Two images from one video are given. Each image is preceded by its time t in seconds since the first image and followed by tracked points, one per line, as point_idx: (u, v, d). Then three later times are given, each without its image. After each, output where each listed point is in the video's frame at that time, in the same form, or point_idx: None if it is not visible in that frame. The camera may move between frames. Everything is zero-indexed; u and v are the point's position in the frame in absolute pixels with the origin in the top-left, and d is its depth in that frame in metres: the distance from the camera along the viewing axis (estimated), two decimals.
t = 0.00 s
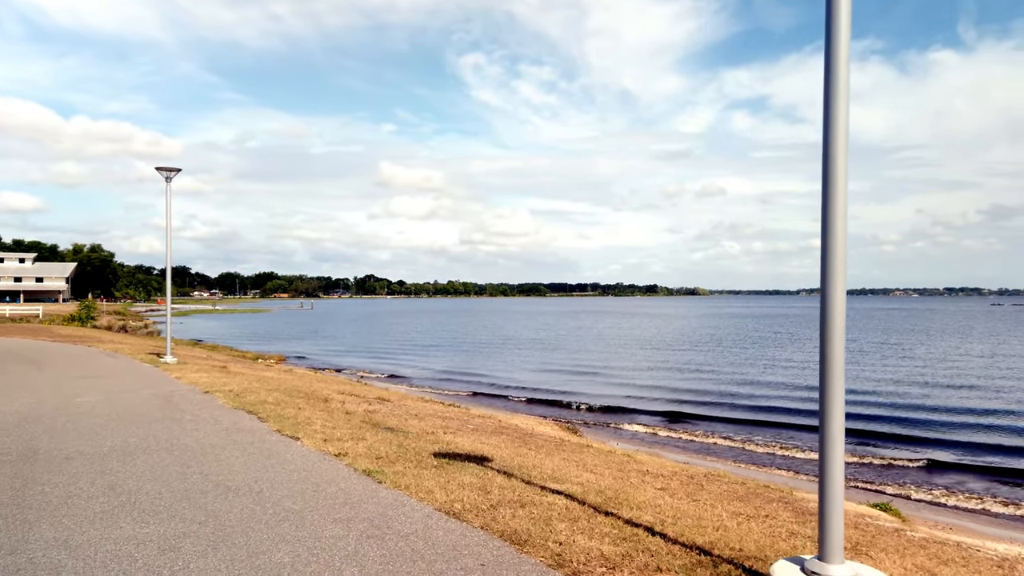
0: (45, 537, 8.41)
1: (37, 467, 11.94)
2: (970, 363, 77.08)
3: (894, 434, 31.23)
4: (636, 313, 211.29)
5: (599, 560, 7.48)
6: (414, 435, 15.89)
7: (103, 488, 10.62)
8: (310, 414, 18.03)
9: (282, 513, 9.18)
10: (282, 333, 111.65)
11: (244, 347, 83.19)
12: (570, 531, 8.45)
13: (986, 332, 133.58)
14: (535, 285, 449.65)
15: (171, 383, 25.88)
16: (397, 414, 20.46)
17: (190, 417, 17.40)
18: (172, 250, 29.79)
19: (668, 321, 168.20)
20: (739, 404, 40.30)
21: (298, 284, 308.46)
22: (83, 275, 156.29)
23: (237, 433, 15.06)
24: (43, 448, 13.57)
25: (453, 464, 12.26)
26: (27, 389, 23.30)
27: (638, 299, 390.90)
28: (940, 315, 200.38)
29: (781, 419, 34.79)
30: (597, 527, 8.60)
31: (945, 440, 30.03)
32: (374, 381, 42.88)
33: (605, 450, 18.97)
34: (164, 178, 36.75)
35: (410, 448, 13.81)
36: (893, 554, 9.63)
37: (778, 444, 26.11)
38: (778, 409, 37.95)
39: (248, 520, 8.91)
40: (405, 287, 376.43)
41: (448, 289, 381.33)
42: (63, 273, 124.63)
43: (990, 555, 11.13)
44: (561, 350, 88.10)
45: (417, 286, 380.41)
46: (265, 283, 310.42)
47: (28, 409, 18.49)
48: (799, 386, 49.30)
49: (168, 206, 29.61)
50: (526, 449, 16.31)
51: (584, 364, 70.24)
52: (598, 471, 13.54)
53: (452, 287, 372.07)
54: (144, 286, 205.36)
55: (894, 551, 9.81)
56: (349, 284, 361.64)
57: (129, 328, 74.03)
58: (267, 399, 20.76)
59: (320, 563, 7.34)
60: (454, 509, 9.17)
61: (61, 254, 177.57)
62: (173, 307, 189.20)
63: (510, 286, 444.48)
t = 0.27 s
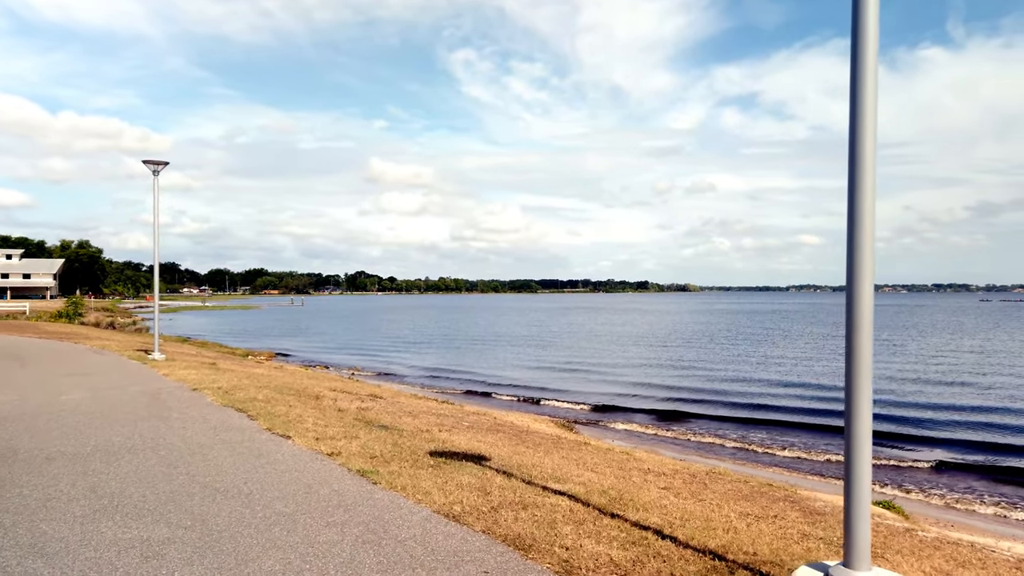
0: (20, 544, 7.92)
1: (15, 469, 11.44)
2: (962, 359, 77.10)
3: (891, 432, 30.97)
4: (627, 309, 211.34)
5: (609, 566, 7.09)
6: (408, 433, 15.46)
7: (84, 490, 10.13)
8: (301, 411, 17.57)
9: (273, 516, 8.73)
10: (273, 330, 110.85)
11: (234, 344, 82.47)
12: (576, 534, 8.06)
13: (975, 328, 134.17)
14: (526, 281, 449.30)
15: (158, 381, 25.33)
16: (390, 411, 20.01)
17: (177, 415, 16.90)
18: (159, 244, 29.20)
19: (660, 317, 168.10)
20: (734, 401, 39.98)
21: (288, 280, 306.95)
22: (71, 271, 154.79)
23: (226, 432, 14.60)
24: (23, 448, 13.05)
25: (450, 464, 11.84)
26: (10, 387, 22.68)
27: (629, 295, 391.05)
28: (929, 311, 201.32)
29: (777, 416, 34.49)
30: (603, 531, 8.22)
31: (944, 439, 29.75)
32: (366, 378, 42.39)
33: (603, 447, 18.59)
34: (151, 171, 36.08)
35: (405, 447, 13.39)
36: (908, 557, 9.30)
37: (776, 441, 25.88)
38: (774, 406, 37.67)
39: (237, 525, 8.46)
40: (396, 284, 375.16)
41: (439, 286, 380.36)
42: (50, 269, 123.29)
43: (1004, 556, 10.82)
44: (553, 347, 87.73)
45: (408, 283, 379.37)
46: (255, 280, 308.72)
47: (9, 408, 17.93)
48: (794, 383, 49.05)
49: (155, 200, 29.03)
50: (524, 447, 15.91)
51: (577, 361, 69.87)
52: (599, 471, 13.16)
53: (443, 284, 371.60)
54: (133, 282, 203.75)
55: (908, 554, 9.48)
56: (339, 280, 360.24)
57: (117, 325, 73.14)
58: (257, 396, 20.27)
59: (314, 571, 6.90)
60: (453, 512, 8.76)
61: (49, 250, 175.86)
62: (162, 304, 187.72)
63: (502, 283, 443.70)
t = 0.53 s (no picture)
0: None
1: None
2: (951, 356, 77.29)
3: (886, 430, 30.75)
4: (617, 305, 211.64)
5: None
6: (400, 435, 14.99)
7: (59, 501, 9.60)
8: (289, 413, 17.05)
9: (258, 529, 8.26)
10: (261, 327, 109.96)
11: (222, 341, 81.66)
12: (579, 547, 7.62)
13: (962, 324, 135.10)
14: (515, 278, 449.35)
15: (143, 380, 24.75)
16: (380, 412, 19.53)
17: (160, 418, 16.36)
18: (144, 241, 28.59)
19: (650, 313, 168.28)
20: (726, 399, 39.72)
21: (277, 277, 305.42)
22: (56, 267, 153.26)
23: (211, 435, 14.08)
24: None
25: (444, 470, 11.38)
26: None
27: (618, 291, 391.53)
28: (916, 306, 202.58)
29: (771, 415, 34.19)
30: (609, 543, 7.79)
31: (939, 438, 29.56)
32: (355, 376, 41.87)
33: (599, 448, 18.18)
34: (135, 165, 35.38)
35: (397, 450, 12.92)
36: (924, 568, 8.91)
37: (772, 442, 25.60)
38: (767, 405, 37.40)
39: (221, 539, 7.99)
40: (385, 280, 374.19)
41: (428, 281, 379.45)
42: (35, 266, 121.95)
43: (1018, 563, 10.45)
44: (544, 344, 87.36)
45: (398, 279, 378.41)
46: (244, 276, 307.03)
47: None
48: (785, 380, 48.87)
49: (139, 194, 28.39)
50: (518, 449, 15.46)
51: (568, 359, 69.49)
52: (598, 474, 12.75)
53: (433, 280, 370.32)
54: (120, 278, 202.10)
55: (924, 564, 9.09)
56: (328, 277, 358.93)
57: (103, 322, 72.28)
58: (244, 396, 19.74)
59: None
60: (449, 523, 8.30)
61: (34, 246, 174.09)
62: (150, 300, 186.27)
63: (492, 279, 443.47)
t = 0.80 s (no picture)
0: None
1: None
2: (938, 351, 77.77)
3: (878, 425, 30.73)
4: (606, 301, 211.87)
5: None
6: (391, 435, 14.57)
7: (34, 507, 9.10)
8: (277, 412, 16.58)
9: (245, 537, 7.83)
10: (247, 324, 109.04)
11: (208, 338, 80.85)
12: (584, 554, 7.26)
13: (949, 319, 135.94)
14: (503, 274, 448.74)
15: (125, 379, 24.08)
16: (370, 410, 19.09)
17: (142, 418, 15.81)
18: (127, 236, 27.85)
19: (639, 309, 168.51)
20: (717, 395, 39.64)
21: (264, 273, 303.47)
22: (40, 264, 151.30)
23: (195, 437, 13.59)
24: None
25: (438, 471, 10.99)
26: None
27: (606, 287, 392.16)
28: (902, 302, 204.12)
29: (763, 411, 34.08)
30: (614, 549, 7.43)
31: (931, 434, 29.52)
32: (344, 374, 41.41)
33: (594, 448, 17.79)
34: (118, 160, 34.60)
35: (389, 451, 12.52)
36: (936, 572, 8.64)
37: (765, 440, 25.45)
38: (758, 401, 37.34)
39: (206, 548, 7.55)
40: (373, 276, 372.77)
41: (416, 278, 378.26)
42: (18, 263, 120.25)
43: None
44: (533, 341, 87.13)
45: (386, 275, 377.12)
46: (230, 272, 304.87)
47: None
48: (775, 377, 48.89)
49: (122, 188, 27.70)
50: (513, 449, 15.09)
51: (557, 355, 69.31)
52: (597, 475, 12.41)
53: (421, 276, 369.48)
54: (104, 275, 199.87)
55: (935, 568, 8.82)
56: (316, 273, 357.02)
57: (87, 319, 71.24)
58: (230, 395, 19.24)
59: None
60: (447, 529, 7.91)
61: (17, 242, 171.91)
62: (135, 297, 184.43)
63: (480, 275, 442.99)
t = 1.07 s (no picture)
0: None
1: None
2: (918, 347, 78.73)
3: (864, 422, 30.92)
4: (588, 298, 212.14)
5: None
6: (377, 438, 14.10)
7: None
8: (258, 414, 16.03)
9: (225, 552, 7.36)
10: (227, 322, 107.80)
11: (187, 336, 79.70)
12: (585, 568, 6.90)
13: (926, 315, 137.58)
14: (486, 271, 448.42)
15: (101, 379, 23.42)
16: (354, 412, 18.59)
17: (117, 421, 15.20)
18: (104, 232, 27.20)
19: (621, 306, 169.33)
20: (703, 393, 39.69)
21: (244, 270, 300.58)
22: (14, 260, 148.38)
23: (172, 441, 13.04)
24: None
25: (429, 477, 10.57)
26: None
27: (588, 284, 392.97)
28: (881, 298, 206.56)
29: (750, 408, 34.17)
30: (615, 562, 7.07)
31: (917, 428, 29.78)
32: (327, 373, 40.89)
33: (585, 448, 17.51)
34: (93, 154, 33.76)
35: (375, 456, 12.08)
36: None
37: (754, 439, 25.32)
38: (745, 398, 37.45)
39: (182, 564, 7.07)
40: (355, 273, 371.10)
41: (398, 275, 376.57)
42: None
43: None
44: (517, 338, 86.91)
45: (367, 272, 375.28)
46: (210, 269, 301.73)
47: None
48: (759, 374, 49.14)
49: (98, 183, 27.01)
50: (502, 451, 14.71)
51: (542, 353, 69.19)
52: (590, 479, 12.06)
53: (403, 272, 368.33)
54: (80, 271, 196.88)
55: None
56: (297, 270, 354.33)
57: (62, 317, 69.82)
58: (210, 396, 18.65)
59: None
60: (440, 542, 7.47)
61: None
62: (112, 294, 181.48)
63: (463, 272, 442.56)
